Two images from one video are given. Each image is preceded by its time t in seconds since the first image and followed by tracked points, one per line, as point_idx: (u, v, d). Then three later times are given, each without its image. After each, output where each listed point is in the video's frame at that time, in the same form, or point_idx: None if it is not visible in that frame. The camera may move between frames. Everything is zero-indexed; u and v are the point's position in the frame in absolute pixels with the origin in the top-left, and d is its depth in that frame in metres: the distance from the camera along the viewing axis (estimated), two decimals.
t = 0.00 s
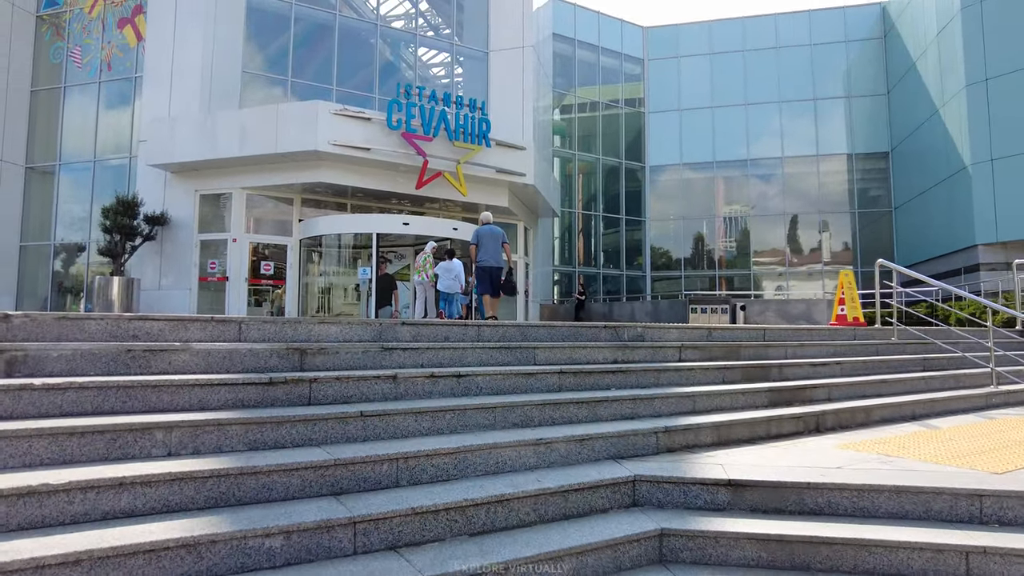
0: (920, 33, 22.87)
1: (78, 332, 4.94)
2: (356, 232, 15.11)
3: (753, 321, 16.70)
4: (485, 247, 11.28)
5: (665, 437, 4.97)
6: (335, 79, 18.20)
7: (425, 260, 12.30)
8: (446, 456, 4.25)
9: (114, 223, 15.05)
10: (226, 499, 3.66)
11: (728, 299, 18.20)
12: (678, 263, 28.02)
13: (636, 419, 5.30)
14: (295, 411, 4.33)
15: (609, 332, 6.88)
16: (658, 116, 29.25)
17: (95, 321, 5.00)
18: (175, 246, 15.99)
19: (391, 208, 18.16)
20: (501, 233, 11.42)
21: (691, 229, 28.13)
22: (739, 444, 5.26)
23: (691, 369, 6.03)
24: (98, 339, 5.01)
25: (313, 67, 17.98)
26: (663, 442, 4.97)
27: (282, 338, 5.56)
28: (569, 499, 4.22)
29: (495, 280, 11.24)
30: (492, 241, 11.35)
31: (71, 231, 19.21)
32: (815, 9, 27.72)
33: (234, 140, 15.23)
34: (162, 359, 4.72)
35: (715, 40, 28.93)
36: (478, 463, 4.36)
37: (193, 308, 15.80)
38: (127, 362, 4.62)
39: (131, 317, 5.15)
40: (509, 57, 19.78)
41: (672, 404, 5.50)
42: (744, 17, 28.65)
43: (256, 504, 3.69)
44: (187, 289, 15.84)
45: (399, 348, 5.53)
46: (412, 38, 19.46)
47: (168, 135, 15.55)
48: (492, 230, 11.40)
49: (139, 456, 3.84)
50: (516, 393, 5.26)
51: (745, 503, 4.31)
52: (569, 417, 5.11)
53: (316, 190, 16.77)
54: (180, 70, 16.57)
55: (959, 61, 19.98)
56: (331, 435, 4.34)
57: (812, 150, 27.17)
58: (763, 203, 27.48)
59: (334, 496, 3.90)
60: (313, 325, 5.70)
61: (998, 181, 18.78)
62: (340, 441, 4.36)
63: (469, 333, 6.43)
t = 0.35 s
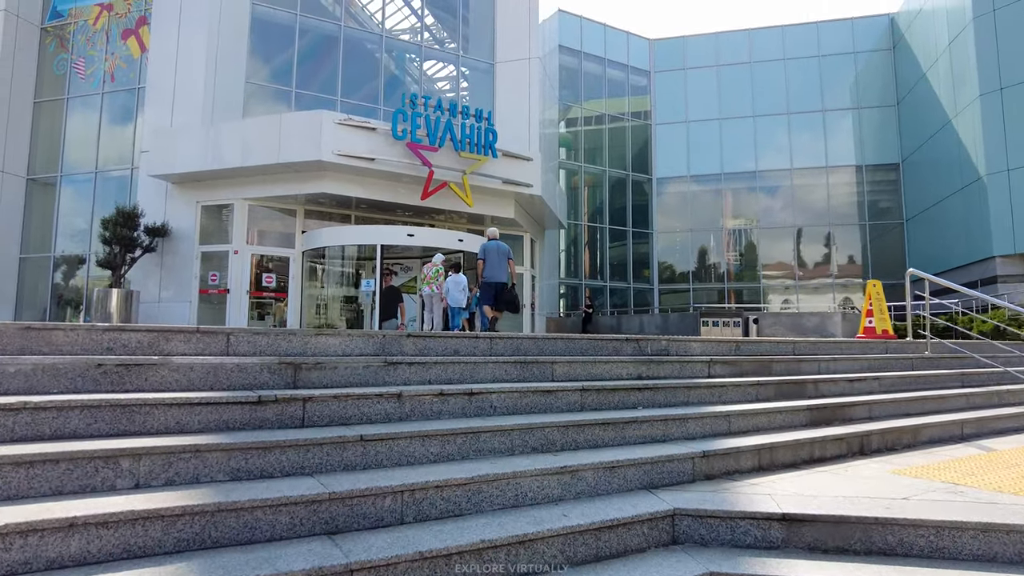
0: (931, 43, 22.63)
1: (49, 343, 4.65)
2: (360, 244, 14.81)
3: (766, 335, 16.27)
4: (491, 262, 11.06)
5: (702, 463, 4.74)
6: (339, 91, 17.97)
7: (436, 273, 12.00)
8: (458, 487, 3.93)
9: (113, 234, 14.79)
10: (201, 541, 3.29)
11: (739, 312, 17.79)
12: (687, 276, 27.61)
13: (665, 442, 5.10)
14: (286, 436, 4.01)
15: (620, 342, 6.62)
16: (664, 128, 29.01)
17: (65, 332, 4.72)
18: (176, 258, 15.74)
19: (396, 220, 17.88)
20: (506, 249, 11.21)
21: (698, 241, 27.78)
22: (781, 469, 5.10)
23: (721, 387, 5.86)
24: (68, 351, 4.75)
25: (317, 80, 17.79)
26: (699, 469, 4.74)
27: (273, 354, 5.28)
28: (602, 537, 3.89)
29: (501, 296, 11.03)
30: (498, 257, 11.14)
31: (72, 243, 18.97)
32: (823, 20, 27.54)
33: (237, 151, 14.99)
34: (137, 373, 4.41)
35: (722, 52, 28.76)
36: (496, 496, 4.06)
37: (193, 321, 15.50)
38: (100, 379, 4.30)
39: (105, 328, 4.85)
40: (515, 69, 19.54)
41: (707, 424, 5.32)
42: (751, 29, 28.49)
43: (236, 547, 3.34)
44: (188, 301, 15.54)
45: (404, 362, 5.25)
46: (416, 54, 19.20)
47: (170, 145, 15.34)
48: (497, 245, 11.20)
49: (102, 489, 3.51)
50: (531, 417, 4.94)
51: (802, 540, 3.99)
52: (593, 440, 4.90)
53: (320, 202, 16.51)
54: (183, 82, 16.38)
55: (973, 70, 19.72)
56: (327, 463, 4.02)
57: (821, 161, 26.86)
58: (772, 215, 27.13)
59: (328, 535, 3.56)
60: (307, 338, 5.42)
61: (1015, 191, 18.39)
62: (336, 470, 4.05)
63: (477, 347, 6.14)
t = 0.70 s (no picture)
0: (942, 37, 22.19)
1: None
2: (360, 241, 14.43)
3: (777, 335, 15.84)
4: (489, 263, 10.74)
5: (738, 477, 4.54)
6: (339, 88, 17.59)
7: (437, 272, 11.63)
8: (461, 514, 3.55)
9: (106, 232, 14.42)
10: None
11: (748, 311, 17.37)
12: (693, 276, 27.19)
13: (698, 453, 4.85)
14: (255, 452, 3.62)
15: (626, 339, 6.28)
16: (669, 125, 28.58)
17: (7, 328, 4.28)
18: (173, 257, 15.38)
19: (397, 217, 17.50)
20: (503, 248, 10.87)
21: (704, 240, 27.35)
22: (824, 482, 4.99)
23: (753, 392, 5.63)
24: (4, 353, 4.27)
25: (317, 78, 17.41)
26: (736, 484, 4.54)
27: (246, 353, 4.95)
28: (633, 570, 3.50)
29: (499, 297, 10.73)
30: (495, 258, 10.82)
31: (67, 243, 18.63)
32: (830, 15, 27.11)
33: (233, 147, 14.62)
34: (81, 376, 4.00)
35: (728, 47, 28.33)
36: (504, 523, 3.69)
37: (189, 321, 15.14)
38: (39, 383, 3.89)
39: (52, 323, 4.44)
40: (518, 64, 19.11)
41: (741, 433, 5.10)
42: (758, 24, 28.06)
43: None
44: (184, 301, 15.18)
45: (400, 363, 4.88)
46: (418, 51, 18.85)
47: (165, 141, 14.97)
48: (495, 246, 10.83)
49: (26, 521, 3.07)
50: (539, 427, 4.56)
51: (870, 571, 3.63)
52: (615, 452, 4.60)
53: (319, 199, 16.14)
54: (179, 78, 16.00)
55: (986, 64, 19.27)
56: (307, 482, 3.65)
57: (829, 159, 26.43)
58: (780, 213, 26.71)
59: (301, 574, 3.15)
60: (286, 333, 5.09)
61: None
62: (317, 492, 3.67)
63: (479, 346, 5.78)
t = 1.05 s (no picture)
0: (955, 27, 21.73)
1: None
2: (361, 236, 14.08)
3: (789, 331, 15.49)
4: (488, 257, 10.55)
5: (793, 493, 4.23)
6: (340, 80, 17.23)
7: (439, 268, 11.23)
8: (476, 546, 3.17)
9: (101, 227, 14.06)
10: None
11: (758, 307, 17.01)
12: (700, 272, 26.77)
13: (743, 464, 4.61)
14: (225, 471, 3.24)
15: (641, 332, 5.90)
16: (675, 119, 28.14)
17: None
18: (170, 252, 15.02)
19: (399, 211, 17.16)
20: (503, 243, 10.58)
21: (711, 235, 26.95)
22: (883, 495, 4.73)
23: (796, 392, 5.36)
24: None
25: (315, 71, 17.02)
26: (791, 502, 4.24)
27: (221, 349, 4.55)
28: None
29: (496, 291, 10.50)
30: (495, 252, 10.61)
31: (63, 238, 18.29)
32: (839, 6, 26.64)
33: (230, 139, 14.25)
34: (23, 378, 3.59)
35: (734, 40, 27.88)
36: (530, 555, 3.31)
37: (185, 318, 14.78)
38: None
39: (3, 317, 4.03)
40: (522, 55, 18.69)
41: (791, 440, 4.88)
42: (764, 16, 27.61)
43: None
44: (181, 297, 14.84)
45: (401, 362, 4.52)
46: (420, 45, 18.45)
47: (161, 133, 14.60)
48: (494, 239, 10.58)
49: None
50: (555, 437, 4.19)
51: None
52: (653, 464, 4.31)
53: (319, 192, 15.78)
54: (174, 70, 15.61)
55: (1002, 54, 18.83)
56: (289, 507, 3.28)
57: (837, 153, 26.00)
58: (788, 208, 26.30)
59: None
60: (267, 327, 4.69)
61: None
62: (301, 518, 3.30)
63: (487, 342, 5.40)
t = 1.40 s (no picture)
0: (971, 18, 21.23)
1: None
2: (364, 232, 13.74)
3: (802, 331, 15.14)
4: (492, 263, 10.23)
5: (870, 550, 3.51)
6: (342, 72, 16.83)
7: (449, 267, 10.97)
8: None
9: (97, 223, 13.73)
10: None
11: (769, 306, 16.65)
12: (708, 268, 26.42)
13: (800, 509, 3.91)
14: (164, 554, 2.37)
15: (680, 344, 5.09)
16: (683, 112, 27.71)
17: None
18: (169, 249, 14.72)
19: (402, 206, 16.81)
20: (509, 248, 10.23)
21: (718, 231, 26.58)
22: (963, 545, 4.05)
23: (846, 416, 4.72)
24: None
25: (316, 63, 16.60)
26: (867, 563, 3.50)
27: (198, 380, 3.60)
28: None
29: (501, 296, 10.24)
30: (501, 257, 10.27)
31: (61, 234, 18.00)
32: None
33: (230, 133, 13.90)
34: None
35: (743, 31, 27.38)
36: None
37: (184, 316, 14.51)
38: None
39: None
40: (528, 46, 18.25)
41: (848, 477, 4.22)
42: (774, 7, 27.10)
43: None
44: (179, 295, 14.57)
45: (409, 393, 3.72)
46: (423, 37, 18.01)
47: (159, 127, 14.26)
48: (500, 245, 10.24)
49: None
50: (589, 485, 3.45)
51: None
52: (703, 515, 3.57)
53: (320, 187, 15.43)
54: (172, 61, 15.25)
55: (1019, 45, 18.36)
56: None
57: (848, 147, 25.58)
58: (797, 203, 25.92)
59: None
60: (253, 352, 3.76)
61: None
62: None
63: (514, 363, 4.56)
